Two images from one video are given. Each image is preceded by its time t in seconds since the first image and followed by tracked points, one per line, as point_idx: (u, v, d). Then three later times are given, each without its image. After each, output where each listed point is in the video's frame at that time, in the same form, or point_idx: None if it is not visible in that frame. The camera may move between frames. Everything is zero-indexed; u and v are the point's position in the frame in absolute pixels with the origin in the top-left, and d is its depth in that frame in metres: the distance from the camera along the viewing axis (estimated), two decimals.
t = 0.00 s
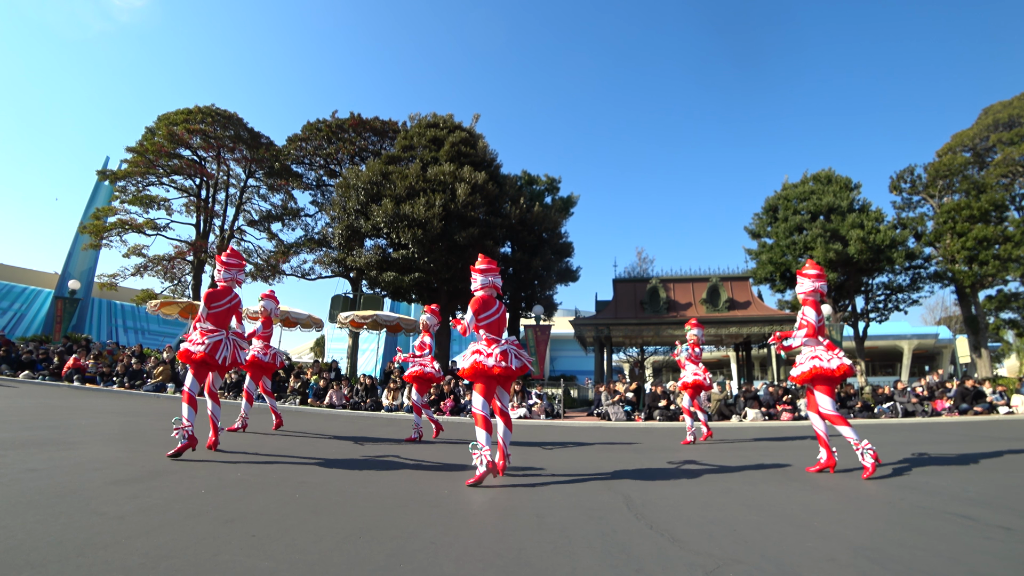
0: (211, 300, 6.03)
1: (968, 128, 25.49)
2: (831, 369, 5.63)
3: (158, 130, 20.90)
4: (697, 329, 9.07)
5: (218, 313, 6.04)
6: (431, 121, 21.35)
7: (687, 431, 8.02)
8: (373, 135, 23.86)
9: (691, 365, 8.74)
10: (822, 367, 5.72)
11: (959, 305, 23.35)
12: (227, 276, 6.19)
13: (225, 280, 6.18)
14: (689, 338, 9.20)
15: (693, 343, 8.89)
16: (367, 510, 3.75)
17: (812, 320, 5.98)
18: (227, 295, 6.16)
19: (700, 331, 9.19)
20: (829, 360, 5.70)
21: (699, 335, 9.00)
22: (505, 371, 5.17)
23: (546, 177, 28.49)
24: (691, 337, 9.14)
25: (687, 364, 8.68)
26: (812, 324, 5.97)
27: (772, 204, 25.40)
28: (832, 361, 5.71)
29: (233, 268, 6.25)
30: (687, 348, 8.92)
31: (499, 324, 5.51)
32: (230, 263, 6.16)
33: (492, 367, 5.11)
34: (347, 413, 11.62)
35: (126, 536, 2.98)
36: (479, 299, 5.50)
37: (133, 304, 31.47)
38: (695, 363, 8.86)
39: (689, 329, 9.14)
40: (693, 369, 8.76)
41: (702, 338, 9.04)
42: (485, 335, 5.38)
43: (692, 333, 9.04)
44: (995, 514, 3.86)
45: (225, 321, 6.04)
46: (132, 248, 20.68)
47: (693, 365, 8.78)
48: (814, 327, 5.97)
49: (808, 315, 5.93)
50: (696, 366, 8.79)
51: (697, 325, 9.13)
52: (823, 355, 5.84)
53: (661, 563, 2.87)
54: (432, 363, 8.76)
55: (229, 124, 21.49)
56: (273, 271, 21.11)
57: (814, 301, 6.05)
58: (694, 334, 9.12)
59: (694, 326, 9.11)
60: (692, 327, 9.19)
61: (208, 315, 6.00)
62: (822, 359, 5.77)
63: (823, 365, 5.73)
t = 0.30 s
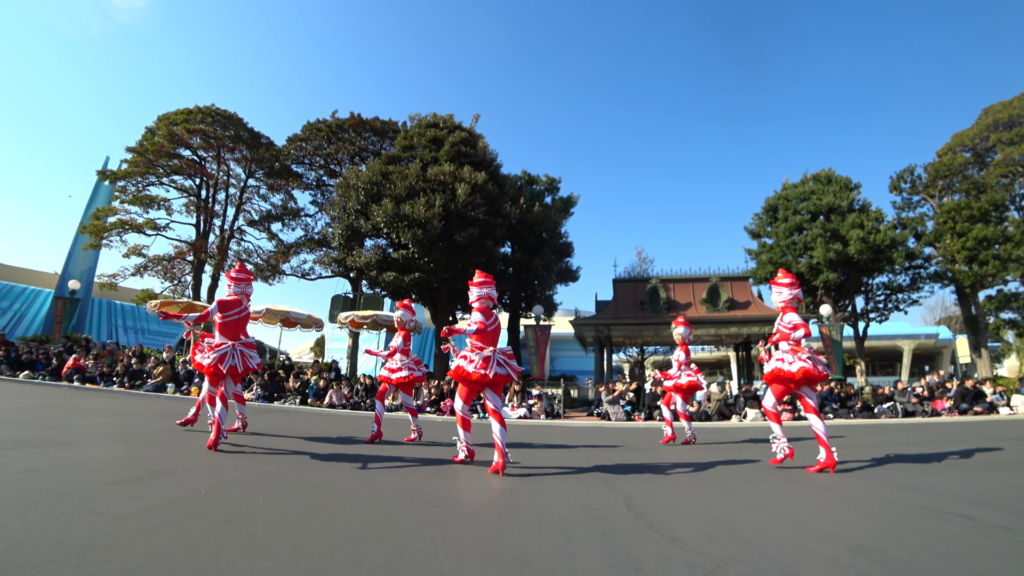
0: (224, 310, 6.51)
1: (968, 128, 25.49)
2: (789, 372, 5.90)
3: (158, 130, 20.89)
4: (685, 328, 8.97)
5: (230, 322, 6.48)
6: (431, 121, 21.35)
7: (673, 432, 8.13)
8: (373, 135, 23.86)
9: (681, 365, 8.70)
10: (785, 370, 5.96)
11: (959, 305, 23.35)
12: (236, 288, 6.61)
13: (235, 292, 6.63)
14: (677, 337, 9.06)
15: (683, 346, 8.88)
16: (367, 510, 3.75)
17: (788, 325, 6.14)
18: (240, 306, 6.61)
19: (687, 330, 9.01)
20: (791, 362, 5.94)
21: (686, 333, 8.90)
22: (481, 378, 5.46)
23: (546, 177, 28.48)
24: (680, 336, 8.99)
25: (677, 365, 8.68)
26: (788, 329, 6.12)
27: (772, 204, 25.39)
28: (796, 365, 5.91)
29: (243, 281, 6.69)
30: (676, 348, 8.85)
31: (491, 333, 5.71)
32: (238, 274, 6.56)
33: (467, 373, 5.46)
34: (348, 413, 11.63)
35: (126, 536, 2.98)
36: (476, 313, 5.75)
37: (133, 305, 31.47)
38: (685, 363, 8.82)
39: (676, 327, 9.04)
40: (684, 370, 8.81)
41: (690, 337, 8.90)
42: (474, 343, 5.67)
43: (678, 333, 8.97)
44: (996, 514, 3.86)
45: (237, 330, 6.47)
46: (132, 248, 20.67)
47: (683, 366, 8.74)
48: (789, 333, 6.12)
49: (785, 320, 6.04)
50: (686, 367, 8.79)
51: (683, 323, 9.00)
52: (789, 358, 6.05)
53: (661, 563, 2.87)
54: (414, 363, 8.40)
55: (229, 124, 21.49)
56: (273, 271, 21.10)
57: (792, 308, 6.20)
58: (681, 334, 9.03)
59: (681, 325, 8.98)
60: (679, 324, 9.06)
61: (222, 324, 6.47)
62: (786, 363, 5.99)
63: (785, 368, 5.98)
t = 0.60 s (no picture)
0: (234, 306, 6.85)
1: (968, 128, 25.48)
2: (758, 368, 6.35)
3: (158, 130, 20.89)
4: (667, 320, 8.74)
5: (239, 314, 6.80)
6: (431, 121, 21.35)
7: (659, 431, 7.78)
8: (373, 135, 23.86)
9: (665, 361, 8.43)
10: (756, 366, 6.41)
11: (959, 305, 23.35)
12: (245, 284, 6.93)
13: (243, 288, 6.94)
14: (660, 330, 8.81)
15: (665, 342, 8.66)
16: (367, 510, 3.75)
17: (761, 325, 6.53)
18: (248, 302, 7.00)
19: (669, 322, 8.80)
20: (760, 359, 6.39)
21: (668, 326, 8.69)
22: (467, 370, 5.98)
23: (546, 177, 28.47)
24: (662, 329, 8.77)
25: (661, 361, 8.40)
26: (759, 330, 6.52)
27: (772, 204, 25.38)
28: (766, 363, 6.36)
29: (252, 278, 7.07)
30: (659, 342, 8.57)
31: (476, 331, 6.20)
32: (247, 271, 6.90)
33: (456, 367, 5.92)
34: (347, 413, 11.63)
35: (126, 536, 2.98)
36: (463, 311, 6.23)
37: (133, 305, 31.47)
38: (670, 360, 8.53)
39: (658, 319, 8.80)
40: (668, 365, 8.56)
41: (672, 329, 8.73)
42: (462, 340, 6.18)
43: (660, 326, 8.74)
44: (996, 514, 3.86)
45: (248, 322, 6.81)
46: (132, 248, 20.66)
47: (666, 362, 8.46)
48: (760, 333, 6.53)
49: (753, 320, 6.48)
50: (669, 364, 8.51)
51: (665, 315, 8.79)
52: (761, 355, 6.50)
53: (661, 563, 2.87)
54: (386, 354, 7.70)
55: (229, 124, 21.49)
56: (273, 271, 21.10)
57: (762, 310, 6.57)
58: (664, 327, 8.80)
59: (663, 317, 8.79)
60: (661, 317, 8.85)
61: (229, 317, 6.78)
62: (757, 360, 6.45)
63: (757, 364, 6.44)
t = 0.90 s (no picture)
0: (240, 316, 6.92)
1: (968, 128, 25.45)
2: (748, 378, 6.65)
3: (158, 130, 20.89)
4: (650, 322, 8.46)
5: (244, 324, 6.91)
6: (431, 121, 21.35)
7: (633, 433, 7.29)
8: (373, 135, 23.86)
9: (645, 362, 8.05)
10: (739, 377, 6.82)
11: (959, 305, 23.35)
12: (252, 296, 7.04)
13: (248, 300, 7.05)
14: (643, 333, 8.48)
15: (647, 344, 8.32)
16: (367, 510, 3.75)
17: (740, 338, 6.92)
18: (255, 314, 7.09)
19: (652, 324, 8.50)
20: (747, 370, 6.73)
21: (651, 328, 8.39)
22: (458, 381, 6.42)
23: (546, 176, 28.44)
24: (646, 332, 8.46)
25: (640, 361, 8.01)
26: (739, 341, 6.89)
27: (772, 204, 25.37)
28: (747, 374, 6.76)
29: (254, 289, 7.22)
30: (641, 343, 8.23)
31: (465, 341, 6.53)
32: (257, 285, 7.05)
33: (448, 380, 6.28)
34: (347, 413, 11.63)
35: (126, 536, 2.98)
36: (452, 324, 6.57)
37: (133, 305, 31.46)
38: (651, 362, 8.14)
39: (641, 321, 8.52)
40: (647, 369, 8.21)
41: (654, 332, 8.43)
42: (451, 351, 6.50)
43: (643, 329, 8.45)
44: (996, 514, 3.86)
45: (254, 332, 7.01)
46: (132, 248, 20.66)
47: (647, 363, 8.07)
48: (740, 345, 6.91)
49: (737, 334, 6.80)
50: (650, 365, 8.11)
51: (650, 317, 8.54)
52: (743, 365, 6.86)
53: (661, 563, 2.87)
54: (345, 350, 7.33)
55: (229, 124, 21.48)
56: (273, 271, 21.10)
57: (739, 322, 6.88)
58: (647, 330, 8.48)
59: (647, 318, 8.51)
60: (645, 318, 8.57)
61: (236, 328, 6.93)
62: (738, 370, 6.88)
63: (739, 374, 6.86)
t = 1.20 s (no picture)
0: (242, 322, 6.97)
1: (968, 128, 25.42)
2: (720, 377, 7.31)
3: (158, 130, 20.88)
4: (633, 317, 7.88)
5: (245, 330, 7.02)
6: (431, 120, 21.34)
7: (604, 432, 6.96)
8: (373, 135, 23.87)
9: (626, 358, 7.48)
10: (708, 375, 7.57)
11: (959, 305, 23.35)
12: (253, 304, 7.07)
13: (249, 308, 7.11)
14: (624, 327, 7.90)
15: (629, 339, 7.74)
16: (367, 510, 3.75)
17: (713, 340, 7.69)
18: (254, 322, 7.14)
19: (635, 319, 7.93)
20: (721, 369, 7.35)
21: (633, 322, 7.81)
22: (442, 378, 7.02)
23: (546, 176, 28.44)
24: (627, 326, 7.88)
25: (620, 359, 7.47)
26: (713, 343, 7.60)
27: (772, 204, 25.37)
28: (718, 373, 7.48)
29: (252, 297, 7.40)
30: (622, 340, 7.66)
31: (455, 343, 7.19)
32: (258, 293, 7.15)
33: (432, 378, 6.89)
34: (348, 413, 11.64)
35: (126, 536, 2.98)
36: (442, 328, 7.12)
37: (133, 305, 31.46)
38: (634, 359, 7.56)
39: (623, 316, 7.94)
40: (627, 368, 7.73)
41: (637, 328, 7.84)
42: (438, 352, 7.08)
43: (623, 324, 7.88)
44: (996, 514, 3.86)
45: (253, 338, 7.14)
46: (132, 248, 20.65)
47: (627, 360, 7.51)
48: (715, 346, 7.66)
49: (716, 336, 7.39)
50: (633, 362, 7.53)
51: (632, 312, 7.97)
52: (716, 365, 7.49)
53: (661, 563, 2.87)
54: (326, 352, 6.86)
55: (229, 124, 21.48)
56: (273, 271, 21.10)
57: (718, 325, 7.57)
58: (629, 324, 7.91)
59: (630, 314, 7.93)
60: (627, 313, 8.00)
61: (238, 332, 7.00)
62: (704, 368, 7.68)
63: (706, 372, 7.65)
